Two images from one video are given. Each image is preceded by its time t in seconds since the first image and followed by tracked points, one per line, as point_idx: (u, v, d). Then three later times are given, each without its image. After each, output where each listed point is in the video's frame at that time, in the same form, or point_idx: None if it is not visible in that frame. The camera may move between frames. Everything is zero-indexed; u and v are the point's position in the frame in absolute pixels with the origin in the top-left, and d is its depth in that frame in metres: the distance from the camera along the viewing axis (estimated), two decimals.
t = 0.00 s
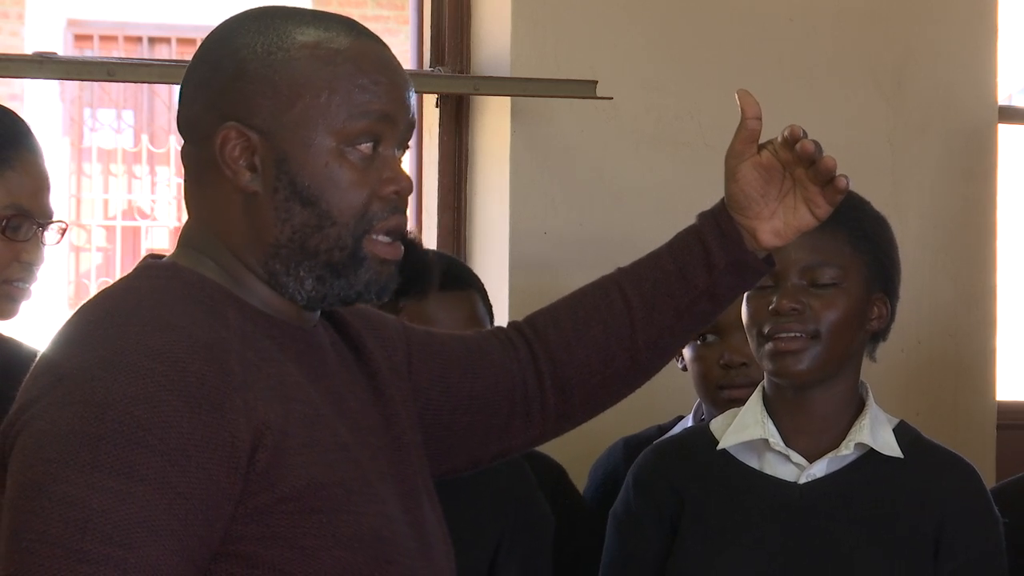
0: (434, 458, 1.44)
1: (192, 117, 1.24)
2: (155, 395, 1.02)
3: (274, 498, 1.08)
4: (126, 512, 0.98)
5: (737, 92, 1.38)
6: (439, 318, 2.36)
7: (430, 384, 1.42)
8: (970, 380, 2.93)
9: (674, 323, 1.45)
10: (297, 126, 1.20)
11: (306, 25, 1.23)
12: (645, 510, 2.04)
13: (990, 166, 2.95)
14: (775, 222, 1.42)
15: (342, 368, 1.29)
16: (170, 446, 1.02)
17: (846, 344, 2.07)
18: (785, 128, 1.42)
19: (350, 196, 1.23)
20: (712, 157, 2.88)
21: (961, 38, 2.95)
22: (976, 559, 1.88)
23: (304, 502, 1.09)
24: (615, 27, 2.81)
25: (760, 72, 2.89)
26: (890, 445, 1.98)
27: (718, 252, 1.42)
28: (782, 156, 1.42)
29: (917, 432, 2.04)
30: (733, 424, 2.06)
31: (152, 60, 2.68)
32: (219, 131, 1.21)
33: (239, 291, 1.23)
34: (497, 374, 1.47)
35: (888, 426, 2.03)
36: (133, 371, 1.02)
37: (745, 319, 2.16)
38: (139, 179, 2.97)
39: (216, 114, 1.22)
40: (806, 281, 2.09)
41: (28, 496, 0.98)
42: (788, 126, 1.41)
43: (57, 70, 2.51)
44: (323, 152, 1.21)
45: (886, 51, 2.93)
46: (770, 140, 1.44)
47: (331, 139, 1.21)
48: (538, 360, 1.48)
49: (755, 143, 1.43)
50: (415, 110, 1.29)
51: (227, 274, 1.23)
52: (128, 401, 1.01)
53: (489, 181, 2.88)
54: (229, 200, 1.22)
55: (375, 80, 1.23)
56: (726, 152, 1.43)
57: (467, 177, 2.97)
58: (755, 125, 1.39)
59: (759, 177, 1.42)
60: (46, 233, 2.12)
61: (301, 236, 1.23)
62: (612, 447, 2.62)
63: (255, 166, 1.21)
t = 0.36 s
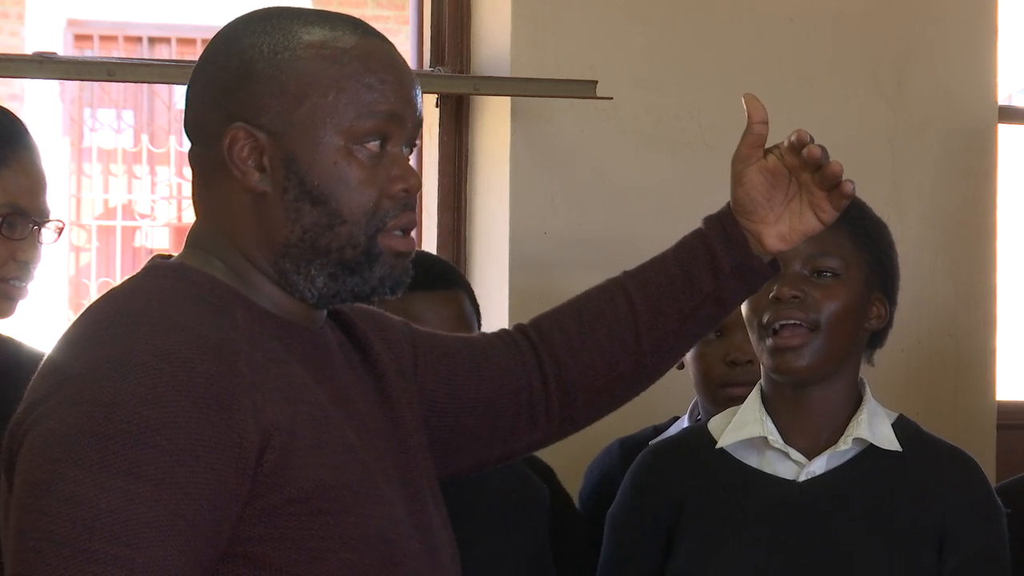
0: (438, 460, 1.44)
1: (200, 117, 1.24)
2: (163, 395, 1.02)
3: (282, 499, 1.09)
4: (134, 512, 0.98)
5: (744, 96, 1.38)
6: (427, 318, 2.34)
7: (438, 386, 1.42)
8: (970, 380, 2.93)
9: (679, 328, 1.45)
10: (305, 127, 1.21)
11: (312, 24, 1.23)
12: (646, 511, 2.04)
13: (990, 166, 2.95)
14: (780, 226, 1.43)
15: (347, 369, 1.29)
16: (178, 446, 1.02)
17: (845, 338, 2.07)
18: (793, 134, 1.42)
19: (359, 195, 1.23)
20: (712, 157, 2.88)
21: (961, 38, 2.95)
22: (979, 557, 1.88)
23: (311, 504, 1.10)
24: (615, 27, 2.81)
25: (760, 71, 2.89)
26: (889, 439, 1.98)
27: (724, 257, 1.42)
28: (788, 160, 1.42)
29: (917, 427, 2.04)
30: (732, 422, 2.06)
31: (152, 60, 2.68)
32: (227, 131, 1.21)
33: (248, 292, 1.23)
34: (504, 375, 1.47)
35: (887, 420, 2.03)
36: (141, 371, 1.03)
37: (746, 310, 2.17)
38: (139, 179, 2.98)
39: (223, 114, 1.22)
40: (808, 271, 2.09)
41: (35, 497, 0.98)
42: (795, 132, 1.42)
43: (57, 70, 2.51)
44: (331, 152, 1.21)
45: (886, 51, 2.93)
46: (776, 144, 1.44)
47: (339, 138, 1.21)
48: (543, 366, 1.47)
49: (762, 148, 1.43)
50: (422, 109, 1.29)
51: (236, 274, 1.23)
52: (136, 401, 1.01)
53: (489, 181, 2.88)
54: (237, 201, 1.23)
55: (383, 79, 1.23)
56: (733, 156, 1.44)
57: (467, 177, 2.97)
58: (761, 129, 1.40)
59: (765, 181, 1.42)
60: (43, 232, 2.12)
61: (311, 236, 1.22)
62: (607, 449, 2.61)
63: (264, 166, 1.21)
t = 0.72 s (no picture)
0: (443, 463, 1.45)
1: (204, 116, 1.24)
2: (167, 395, 1.02)
3: (285, 498, 1.09)
4: (138, 512, 0.98)
5: (748, 96, 1.37)
6: (424, 317, 2.35)
7: (442, 386, 1.42)
8: (970, 380, 2.93)
9: (683, 328, 1.46)
10: (308, 126, 1.20)
11: (315, 24, 1.23)
12: (646, 511, 2.04)
13: (990, 166, 2.95)
14: (784, 227, 1.42)
15: (351, 368, 1.30)
16: (182, 446, 1.02)
17: (844, 339, 2.08)
18: (797, 133, 1.41)
19: (362, 194, 1.23)
20: (713, 157, 2.88)
21: (961, 38, 2.95)
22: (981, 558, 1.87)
23: (315, 503, 1.10)
24: (615, 27, 2.81)
25: (760, 71, 2.89)
26: (891, 440, 1.98)
27: (727, 256, 1.43)
28: (792, 161, 1.41)
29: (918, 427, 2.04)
30: (734, 424, 2.06)
31: (152, 60, 2.68)
32: (229, 131, 1.21)
33: (252, 291, 1.24)
34: (508, 374, 1.47)
35: (888, 421, 2.03)
36: (145, 369, 1.03)
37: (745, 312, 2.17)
38: (139, 179, 2.98)
39: (226, 113, 1.22)
40: (806, 272, 2.09)
41: (39, 497, 0.98)
42: (799, 132, 1.40)
43: (58, 69, 2.51)
44: (334, 151, 1.21)
45: (886, 51, 2.93)
46: (780, 145, 1.42)
47: (342, 137, 1.21)
48: (547, 367, 1.48)
49: (766, 148, 1.42)
50: (425, 108, 1.28)
51: (239, 273, 1.23)
52: (140, 401, 1.01)
53: (490, 181, 2.88)
54: (241, 200, 1.23)
55: (386, 78, 1.23)
56: (737, 156, 1.42)
57: (467, 177, 2.97)
58: (765, 129, 1.38)
59: (770, 182, 1.41)
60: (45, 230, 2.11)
61: (314, 236, 1.23)
62: (606, 448, 2.61)
63: (267, 166, 1.21)
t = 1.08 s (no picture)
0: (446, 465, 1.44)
1: (210, 116, 1.25)
2: (170, 396, 1.02)
3: (286, 499, 1.09)
4: (140, 512, 0.98)
5: (754, 103, 1.38)
6: (424, 317, 2.35)
7: (446, 390, 1.42)
8: (969, 380, 2.93)
9: (687, 334, 1.45)
10: (315, 127, 1.20)
11: (323, 25, 1.23)
12: (647, 512, 2.04)
13: (990, 166, 2.95)
14: (788, 234, 1.42)
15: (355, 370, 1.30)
16: (184, 446, 1.02)
17: (845, 339, 2.08)
18: (802, 141, 1.42)
19: (367, 197, 1.22)
20: (713, 157, 2.88)
21: (961, 38, 2.95)
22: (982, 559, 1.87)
23: (316, 505, 1.10)
24: (615, 27, 2.81)
25: (760, 72, 2.89)
26: (891, 441, 1.98)
27: (731, 263, 1.42)
28: (796, 168, 1.42)
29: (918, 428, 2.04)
30: (734, 425, 2.06)
31: (152, 60, 2.68)
32: (236, 132, 1.21)
33: (257, 292, 1.23)
34: (511, 378, 1.47)
35: (888, 422, 2.03)
36: (148, 370, 1.03)
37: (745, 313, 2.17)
38: (139, 179, 2.98)
39: (233, 114, 1.22)
40: (806, 274, 2.09)
41: (41, 496, 0.98)
42: (804, 139, 1.42)
43: (58, 69, 2.51)
44: (339, 153, 1.21)
45: (886, 51, 2.93)
46: (785, 152, 1.44)
47: (348, 140, 1.21)
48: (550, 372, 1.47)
49: (771, 155, 1.43)
50: (433, 111, 1.28)
51: (244, 274, 1.23)
52: (143, 401, 1.01)
53: (489, 180, 2.88)
54: (246, 200, 1.23)
55: (392, 81, 1.23)
56: (743, 163, 1.44)
57: (467, 178, 2.97)
58: (770, 136, 1.40)
59: (774, 190, 1.42)
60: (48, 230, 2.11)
61: (319, 237, 1.22)
62: (607, 448, 2.61)
63: (273, 167, 1.21)
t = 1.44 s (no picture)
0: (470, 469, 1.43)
1: (240, 118, 1.25)
2: (196, 397, 1.03)
3: (314, 499, 1.09)
4: (167, 511, 1.00)
5: (779, 112, 1.38)
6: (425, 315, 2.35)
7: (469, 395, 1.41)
8: (969, 381, 2.94)
9: (710, 340, 1.43)
10: (344, 130, 1.21)
11: (352, 29, 1.24)
12: (645, 511, 2.04)
13: (990, 166, 2.95)
14: (814, 242, 1.42)
15: (384, 372, 1.30)
16: (210, 447, 1.03)
17: (843, 338, 2.07)
18: (827, 149, 1.42)
19: (395, 199, 1.22)
20: (713, 157, 2.88)
21: (961, 38, 2.95)
22: (982, 557, 1.88)
23: (342, 506, 1.10)
24: (615, 27, 2.82)
25: (760, 71, 2.89)
26: (890, 441, 1.98)
27: (753, 269, 1.41)
28: (822, 176, 1.42)
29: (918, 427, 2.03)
30: (733, 425, 2.06)
31: (151, 60, 2.68)
32: (265, 134, 1.22)
33: (283, 293, 1.23)
34: (535, 384, 1.45)
35: (888, 422, 2.02)
36: (172, 372, 1.04)
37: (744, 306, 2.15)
38: (139, 179, 2.98)
39: (263, 116, 1.23)
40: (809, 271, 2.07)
41: (69, 495, 0.98)
42: (829, 148, 1.42)
43: (57, 70, 2.51)
44: (368, 156, 1.21)
45: (886, 51, 2.93)
46: (810, 160, 1.44)
47: (376, 142, 1.21)
48: (575, 379, 1.45)
49: (796, 163, 1.43)
50: (462, 114, 1.28)
51: (271, 275, 1.23)
52: (169, 402, 1.02)
53: (489, 179, 2.88)
54: (273, 203, 1.23)
55: (421, 84, 1.23)
56: (767, 171, 1.44)
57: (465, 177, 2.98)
58: (796, 145, 1.40)
59: (799, 199, 1.42)
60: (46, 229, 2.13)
61: (346, 239, 1.22)
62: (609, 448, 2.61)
63: (301, 168, 1.21)
